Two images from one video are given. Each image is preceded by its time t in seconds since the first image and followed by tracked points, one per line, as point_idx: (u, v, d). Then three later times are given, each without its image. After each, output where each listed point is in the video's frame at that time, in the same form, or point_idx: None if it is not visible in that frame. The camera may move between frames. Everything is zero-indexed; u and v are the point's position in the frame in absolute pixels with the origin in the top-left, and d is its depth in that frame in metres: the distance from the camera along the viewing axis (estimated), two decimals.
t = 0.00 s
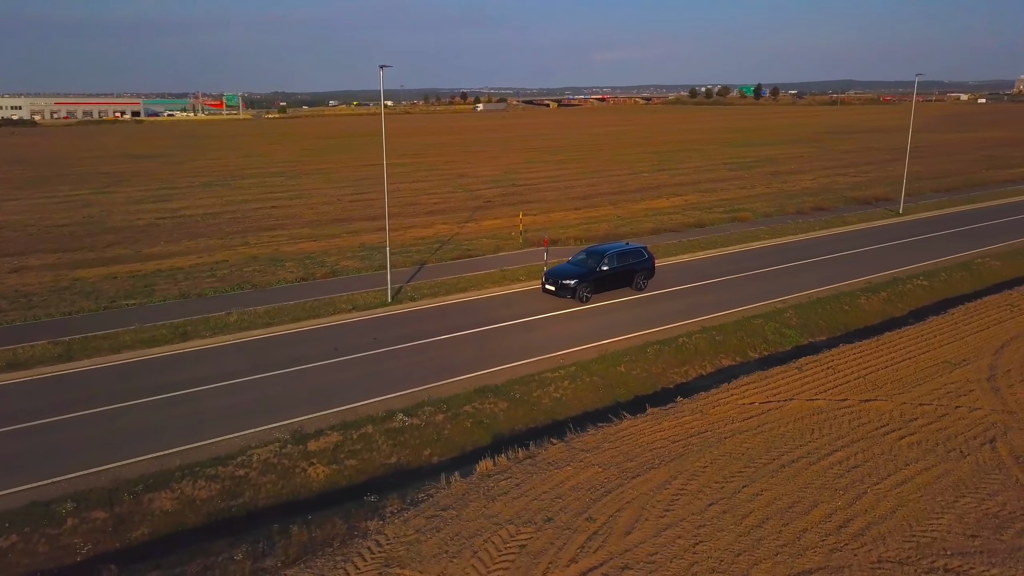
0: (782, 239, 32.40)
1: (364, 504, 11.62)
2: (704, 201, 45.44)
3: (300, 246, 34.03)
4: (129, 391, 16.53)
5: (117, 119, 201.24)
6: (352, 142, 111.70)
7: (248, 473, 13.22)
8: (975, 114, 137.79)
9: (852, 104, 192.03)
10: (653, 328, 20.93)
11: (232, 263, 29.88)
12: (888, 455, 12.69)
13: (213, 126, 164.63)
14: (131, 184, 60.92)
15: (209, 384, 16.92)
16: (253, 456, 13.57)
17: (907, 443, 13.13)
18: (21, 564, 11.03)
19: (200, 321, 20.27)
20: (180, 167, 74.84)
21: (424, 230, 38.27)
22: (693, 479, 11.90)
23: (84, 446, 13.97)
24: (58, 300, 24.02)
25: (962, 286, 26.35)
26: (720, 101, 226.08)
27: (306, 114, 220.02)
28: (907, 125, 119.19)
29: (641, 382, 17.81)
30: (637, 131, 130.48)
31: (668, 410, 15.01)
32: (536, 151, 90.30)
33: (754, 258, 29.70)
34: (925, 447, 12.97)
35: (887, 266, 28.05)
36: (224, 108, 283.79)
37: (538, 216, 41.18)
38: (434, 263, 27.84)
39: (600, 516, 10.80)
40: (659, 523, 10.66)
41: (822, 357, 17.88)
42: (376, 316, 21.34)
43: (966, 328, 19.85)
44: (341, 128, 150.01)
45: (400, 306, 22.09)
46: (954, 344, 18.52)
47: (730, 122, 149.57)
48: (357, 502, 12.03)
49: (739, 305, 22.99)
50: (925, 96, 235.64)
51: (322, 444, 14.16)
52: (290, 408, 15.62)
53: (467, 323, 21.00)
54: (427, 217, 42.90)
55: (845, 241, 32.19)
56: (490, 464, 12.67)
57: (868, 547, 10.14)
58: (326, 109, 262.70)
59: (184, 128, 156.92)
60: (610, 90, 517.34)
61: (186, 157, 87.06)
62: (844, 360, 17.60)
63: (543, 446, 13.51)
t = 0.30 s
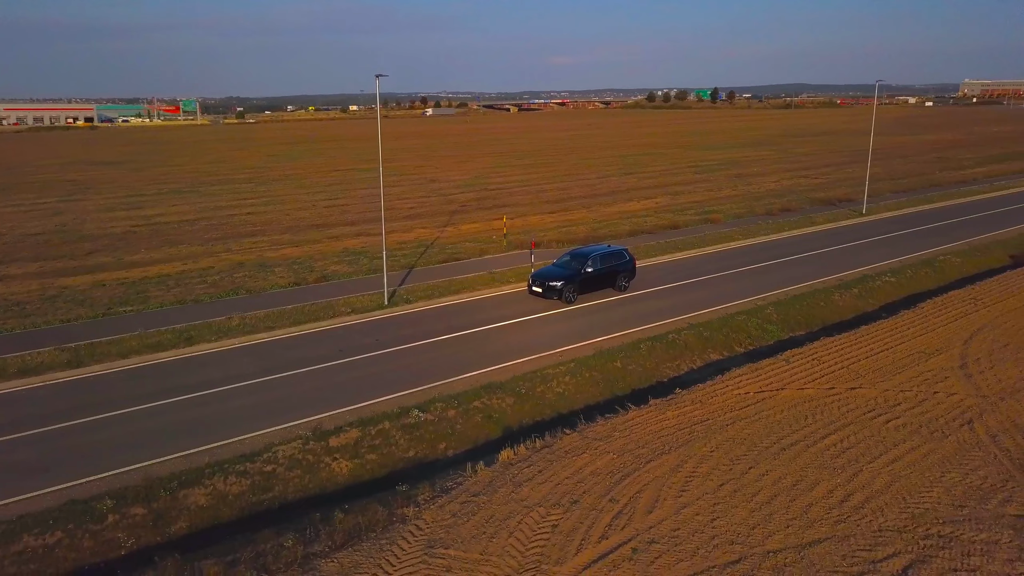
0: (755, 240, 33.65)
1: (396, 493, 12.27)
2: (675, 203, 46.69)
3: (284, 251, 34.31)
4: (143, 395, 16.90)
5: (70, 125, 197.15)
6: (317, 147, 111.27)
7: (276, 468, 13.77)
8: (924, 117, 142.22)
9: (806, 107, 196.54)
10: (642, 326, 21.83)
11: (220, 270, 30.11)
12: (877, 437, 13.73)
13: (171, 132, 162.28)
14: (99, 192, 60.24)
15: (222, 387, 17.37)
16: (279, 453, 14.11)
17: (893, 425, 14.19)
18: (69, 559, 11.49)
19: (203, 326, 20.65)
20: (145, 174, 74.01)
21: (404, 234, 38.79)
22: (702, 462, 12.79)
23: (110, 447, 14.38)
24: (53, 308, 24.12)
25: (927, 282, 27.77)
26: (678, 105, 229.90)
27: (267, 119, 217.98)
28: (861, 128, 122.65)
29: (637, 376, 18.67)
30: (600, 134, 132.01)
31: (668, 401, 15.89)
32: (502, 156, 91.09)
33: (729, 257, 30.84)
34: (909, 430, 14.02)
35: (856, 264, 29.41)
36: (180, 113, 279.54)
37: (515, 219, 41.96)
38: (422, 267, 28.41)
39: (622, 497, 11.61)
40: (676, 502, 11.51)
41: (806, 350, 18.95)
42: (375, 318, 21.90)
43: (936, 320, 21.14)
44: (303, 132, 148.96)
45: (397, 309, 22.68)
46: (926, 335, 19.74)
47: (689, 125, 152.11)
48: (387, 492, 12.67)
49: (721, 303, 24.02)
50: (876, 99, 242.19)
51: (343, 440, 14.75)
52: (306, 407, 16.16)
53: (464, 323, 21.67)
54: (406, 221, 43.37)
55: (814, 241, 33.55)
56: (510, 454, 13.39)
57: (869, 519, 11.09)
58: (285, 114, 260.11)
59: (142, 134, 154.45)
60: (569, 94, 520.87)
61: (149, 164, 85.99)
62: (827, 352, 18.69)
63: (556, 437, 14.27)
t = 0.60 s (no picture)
0: (726, 241, 34.91)
1: (421, 482, 13.05)
2: (645, 206, 47.98)
3: (267, 257, 34.70)
4: (155, 398, 17.41)
5: (23, 131, 192.86)
6: (282, 152, 110.79)
7: (299, 463, 14.44)
8: (877, 120, 146.42)
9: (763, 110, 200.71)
10: (629, 323, 22.84)
11: (207, 276, 30.47)
12: (860, 421, 14.88)
13: (130, 138, 160.01)
14: (66, 199, 59.59)
15: (232, 388, 17.95)
16: (299, 448, 14.80)
17: (872, 410, 15.37)
18: (112, 550, 12.09)
19: (205, 331, 21.15)
20: (111, 181, 73.26)
21: (384, 238, 39.38)
22: (702, 447, 13.77)
23: (134, 446, 14.92)
24: (47, 316, 24.35)
25: (891, 279, 29.26)
26: (638, 109, 232.20)
27: (226, 124, 215.58)
28: (817, 131, 125.90)
29: (629, 370, 19.66)
30: (565, 138, 133.60)
31: (663, 392, 16.89)
32: (469, 160, 91.84)
33: (704, 258, 32.03)
34: (889, 414, 15.19)
35: (824, 262, 30.81)
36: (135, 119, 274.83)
37: (492, 223, 42.82)
38: (409, 270, 29.10)
39: (634, 479, 12.55)
40: (684, 482, 12.48)
41: (786, 344, 20.12)
42: (372, 320, 22.58)
43: (903, 314, 22.49)
44: (266, 138, 147.99)
45: (392, 310, 23.39)
46: (895, 328, 21.07)
47: (651, 128, 154.42)
48: (411, 481, 13.43)
49: (702, 302, 25.14)
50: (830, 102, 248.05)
51: (359, 434, 15.46)
52: (318, 405, 16.82)
53: (458, 323, 22.45)
54: (383, 226, 43.93)
55: (782, 241, 34.97)
56: (523, 443, 14.25)
57: (860, 493, 12.17)
58: (244, 119, 257.51)
59: (99, 140, 151.92)
60: (529, 98, 523.27)
61: (113, 171, 85.00)
62: (805, 345, 19.90)
63: (563, 427, 15.16)
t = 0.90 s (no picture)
0: (705, 242, 35.95)
1: (433, 474, 13.72)
2: (623, 209, 48.99)
3: (255, 261, 35.09)
4: (164, 399, 17.89)
5: None
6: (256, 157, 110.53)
7: (312, 459, 15.03)
8: (843, 122, 149.44)
9: (732, 113, 203.34)
10: (618, 323, 23.66)
11: (198, 281, 30.83)
12: (842, 411, 15.80)
13: (98, 142, 158.12)
14: (42, 206, 59.25)
15: (239, 388, 18.46)
16: (312, 444, 15.39)
17: (854, 401, 16.31)
18: (140, 544, 12.64)
19: (206, 334, 21.63)
20: (85, 187, 72.79)
21: (369, 243, 39.91)
22: (697, 437, 14.60)
23: (151, 446, 15.42)
24: (44, 321, 24.65)
25: (864, 278, 30.44)
26: (608, 112, 234.54)
27: (196, 128, 213.71)
28: (786, 134, 128.26)
29: (620, 368, 20.48)
30: (538, 142, 134.73)
31: (656, 387, 17.72)
32: (445, 164, 92.42)
33: (685, 259, 33.00)
34: (869, 404, 16.14)
35: (800, 263, 31.92)
36: (102, 123, 271.34)
37: (474, 226, 43.53)
38: (399, 273, 29.70)
39: (636, 467, 13.33)
40: (683, 469, 13.27)
41: (768, 340, 21.07)
42: (368, 322, 23.18)
43: (878, 311, 23.57)
44: (238, 142, 147.28)
45: (387, 312, 24.00)
46: (870, 325, 22.12)
47: (622, 132, 155.95)
48: (423, 474, 14.10)
49: (686, 301, 26.03)
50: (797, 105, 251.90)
51: (368, 431, 16.08)
52: (324, 404, 17.41)
53: (452, 324, 23.11)
54: (367, 230, 44.43)
55: (759, 242, 36.09)
56: (527, 437, 14.97)
57: (845, 476, 13.05)
58: (214, 123, 255.41)
59: (67, 145, 149.92)
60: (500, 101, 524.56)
61: (86, 176, 84.33)
62: (787, 341, 20.86)
63: (563, 421, 15.90)
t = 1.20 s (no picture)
0: (683, 245, 37.02)
1: (440, 467, 14.47)
2: (601, 212, 50.00)
3: (242, 267, 35.50)
4: (171, 400, 18.42)
5: None
6: (231, 162, 110.15)
7: (320, 455, 15.68)
8: (811, 125, 152.23)
9: (703, 116, 205.81)
10: (604, 323, 24.52)
11: (188, 286, 31.24)
12: (821, 403, 16.80)
13: (64, 147, 155.56)
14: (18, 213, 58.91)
15: (242, 388, 19.03)
16: (319, 441, 16.05)
17: (831, 394, 17.33)
18: (162, 537, 13.25)
19: (205, 338, 22.15)
20: (59, 193, 72.31)
21: (354, 247, 40.47)
22: (687, 429, 15.49)
23: (163, 446, 15.98)
24: (39, 327, 24.97)
25: (836, 278, 31.65)
26: (580, 115, 236.26)
27: (166, 133, 211.59)
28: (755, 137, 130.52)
29: (607, 366, 21.35)
30: (513, 145, 135.66)
31: (645, 383, 18.60)
32: (421, 168, 92.98)
33: (665, 261, 33.99)
34: (846, 397, 17.14)
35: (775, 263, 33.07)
36: (69, 127, 267.53)
37: (457, 231, 44.26)
38: (388, 277, 30.35)
39: (631, 457, 14.18)
40: (675, 458, 14.13)
41: (748, 338, 22.07)
42: (363, 324, 23.83)
43: (851, 309, 24.67)
44: (210, 147, 146.36)
45: (380, 315, 24.64)
46: (845, 322, 23.20)
47: (595, 135, 157.50)
48: (429, 468, 14.83)
49: (667, 302, 26.99)
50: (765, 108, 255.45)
51: (373, 428, 16.76)
52: (328, 403, 18.05)
53: (444, 325, 23.83)
54: (350, 235, 44.96)
55: (735, 244, 37.24)
56: (527, 432, 15.76)
57: (826, 462, 14.01)
58: (184, 127, 253.02)
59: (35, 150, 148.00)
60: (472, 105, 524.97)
61: (59, 182, 83.62)
62: (765, 339, 21.87)
63: (560, 416, 16.70)
